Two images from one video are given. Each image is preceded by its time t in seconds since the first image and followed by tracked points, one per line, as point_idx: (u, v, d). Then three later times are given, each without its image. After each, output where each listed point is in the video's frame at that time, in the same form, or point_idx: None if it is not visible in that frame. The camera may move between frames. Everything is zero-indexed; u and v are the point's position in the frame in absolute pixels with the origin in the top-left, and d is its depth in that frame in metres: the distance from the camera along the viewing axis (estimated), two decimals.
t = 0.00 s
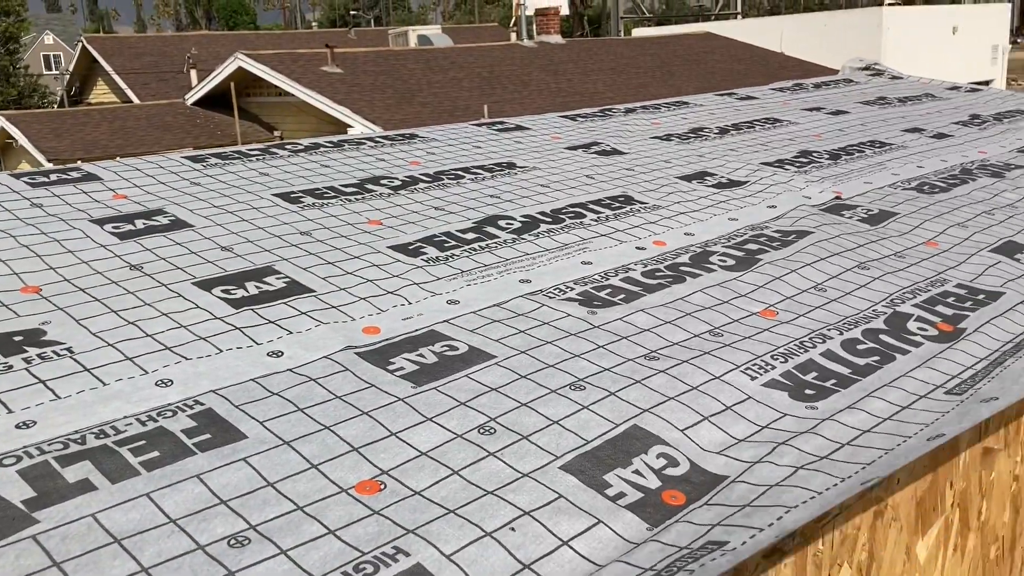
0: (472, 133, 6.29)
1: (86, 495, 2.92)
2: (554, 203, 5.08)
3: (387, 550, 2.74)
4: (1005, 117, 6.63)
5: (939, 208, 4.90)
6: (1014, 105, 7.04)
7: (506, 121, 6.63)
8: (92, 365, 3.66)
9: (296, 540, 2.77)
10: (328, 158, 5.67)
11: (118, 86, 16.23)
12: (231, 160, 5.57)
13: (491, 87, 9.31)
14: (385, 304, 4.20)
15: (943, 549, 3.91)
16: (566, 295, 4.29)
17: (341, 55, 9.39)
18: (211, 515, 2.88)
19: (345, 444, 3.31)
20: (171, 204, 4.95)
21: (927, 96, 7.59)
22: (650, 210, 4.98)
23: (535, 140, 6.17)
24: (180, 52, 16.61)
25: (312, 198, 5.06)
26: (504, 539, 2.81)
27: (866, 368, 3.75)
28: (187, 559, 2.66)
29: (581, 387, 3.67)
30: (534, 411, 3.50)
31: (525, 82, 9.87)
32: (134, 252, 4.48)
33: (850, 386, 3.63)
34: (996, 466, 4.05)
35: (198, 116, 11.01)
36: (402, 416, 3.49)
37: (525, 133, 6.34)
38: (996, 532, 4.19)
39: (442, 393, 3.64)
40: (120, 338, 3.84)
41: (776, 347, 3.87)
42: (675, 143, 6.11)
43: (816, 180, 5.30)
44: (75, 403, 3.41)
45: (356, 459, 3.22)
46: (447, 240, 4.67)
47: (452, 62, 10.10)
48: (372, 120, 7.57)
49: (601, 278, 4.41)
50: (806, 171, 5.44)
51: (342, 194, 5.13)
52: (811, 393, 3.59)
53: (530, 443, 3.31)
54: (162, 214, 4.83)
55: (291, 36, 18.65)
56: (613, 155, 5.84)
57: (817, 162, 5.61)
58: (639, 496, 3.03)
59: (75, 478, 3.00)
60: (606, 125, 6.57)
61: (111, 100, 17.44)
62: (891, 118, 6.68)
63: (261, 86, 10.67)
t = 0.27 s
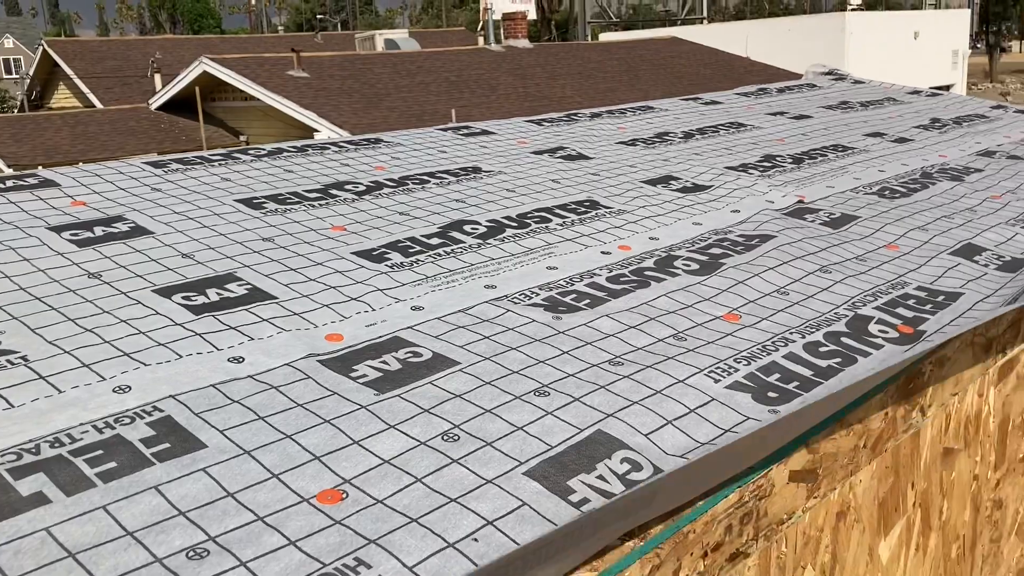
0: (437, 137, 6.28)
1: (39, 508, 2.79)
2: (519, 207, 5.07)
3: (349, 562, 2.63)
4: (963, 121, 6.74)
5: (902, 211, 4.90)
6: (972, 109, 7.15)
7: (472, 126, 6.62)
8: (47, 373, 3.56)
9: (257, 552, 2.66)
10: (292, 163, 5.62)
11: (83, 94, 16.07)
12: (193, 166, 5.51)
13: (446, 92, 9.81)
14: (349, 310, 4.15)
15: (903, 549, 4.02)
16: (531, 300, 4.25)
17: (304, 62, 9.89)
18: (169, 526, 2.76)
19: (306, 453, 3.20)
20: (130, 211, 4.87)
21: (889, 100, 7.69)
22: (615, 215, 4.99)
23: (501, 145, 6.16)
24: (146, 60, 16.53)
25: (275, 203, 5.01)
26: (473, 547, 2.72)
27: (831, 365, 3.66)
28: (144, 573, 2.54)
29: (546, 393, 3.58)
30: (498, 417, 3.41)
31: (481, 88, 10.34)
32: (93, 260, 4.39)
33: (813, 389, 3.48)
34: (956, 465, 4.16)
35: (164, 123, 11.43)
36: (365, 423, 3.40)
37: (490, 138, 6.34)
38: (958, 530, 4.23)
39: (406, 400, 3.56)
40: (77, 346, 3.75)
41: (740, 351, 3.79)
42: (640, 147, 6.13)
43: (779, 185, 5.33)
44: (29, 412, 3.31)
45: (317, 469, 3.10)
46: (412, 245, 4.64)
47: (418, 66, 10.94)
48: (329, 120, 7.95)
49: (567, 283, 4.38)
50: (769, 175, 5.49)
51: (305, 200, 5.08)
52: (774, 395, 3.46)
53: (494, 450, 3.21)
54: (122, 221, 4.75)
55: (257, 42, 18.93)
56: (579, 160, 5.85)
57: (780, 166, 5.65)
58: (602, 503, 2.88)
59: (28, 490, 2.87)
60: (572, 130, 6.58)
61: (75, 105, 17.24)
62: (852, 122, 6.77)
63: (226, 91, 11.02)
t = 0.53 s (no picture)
0: (405, 142, 6.28)
1: None
2: (488, 212, 5.07)
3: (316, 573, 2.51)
4: (926, 125, 6.84)
5: (868, 212, 4.93)
6: (935, 113, 7.27)
7: (441, 130, 6.63)
8: (7, 381, 3.47)
9: (222, 562, 2.56)
10: (259, 168, 5.58)
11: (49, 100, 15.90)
12: (158, 171, 5.46)
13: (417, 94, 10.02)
14: (316, 316, 4.12)
15: (871, 550, 3.95)
16: (499, 304, 4.23)
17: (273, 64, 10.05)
18: (131, 538, 2.66)
19: (272, 462, 3.12)
20: (95, 217, 4.81)
21: (854, 104, 7.79)
22: (584, 219, 5.00)
23: (471, 149, 6.17)
24: (113, 66, 16.40)
25: (241, 209, 4.97)
26: (433, 539, 2.47)
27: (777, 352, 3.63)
28: None
29: (514, 398, 3.53)
30: (467, 422, 3.35)
31: (451, 89, 10.58)
32: (55, 266, 4.32)
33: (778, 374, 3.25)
34: (922, 466, 4.16)
35: (131, 126, 11.46)
36: (331, 430, 3.32)
37: (460, 142, 6.35)
38: (924, 530, 4.23)
39: (373, 407, 3.49)
40: (37, 353, 3.67)
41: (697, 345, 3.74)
42: (609, 152, 6.17)
43: (746, 189, 5.37)
44: None
45: (283, 477, 3.03)
46: (380, 249, 4.62)
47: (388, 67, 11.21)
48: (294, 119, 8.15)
49: (536, 287, 4.37)
50: (736, 179, 5.54)
51: (272, 205, 5.05)
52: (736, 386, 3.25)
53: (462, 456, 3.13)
54: (86, 228, 4.69)
55: (227, 48, 19.01)
56: (548, 164, 5.87)
57: (747, 170, 5.71)
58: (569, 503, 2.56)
59: None
60: (542, 134, 6.59)
61: (40, 110, 17.01)
62: (819, 126, 6.85)
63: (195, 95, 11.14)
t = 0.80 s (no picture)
0: (377, 147, 6.26)
1: None
2: (460, 216, 5.06)
3: None
4: (895, 128, 6.92)
5: (838, 216, 4.96)
6: (903, 117, 7.36)
7: (413, 135, 6.63)
8: None
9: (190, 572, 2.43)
10: (229, 174, 5.54)
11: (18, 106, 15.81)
12: (126, 178, 5.40)
13: (389, 101, 10.36)
14: (285, 323, 4.07)
15: (841, 550, 3.96)
16: (471, 309, 4.19)
17: (246, 71, 10.32)
18: (96, 549, 2.54)
19: (240, 470, 3.01)
20: (61, 225, 4.74)
21: (824, 108, 7.87)
22: (556, 223, 5.00)
23: (443, 154, 6.17)
24: (83, 71, 16.34)
25: (210, 215, 4.93)
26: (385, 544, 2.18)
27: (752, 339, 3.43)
28: None
29: (486, 404, 3.47)
30: (436, 426, 3.24)
31: (425, 96, 10.93)
32: (20, 275, 4.24)
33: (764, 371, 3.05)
34: (891, 467, 4.19)
35: (102, 131, 11.48)
36: (301, 438, 3.23)
37: (432, 147, 6.35)
38: (894, 530, 4.27)
39: (343, 413, 3.41)
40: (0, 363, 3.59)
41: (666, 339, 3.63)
42: (580, 156, 6.19)
43: (716, 193, 5.40)
44: None
45: (251, 486, 2.92)
46: (350, 255, 4.59)
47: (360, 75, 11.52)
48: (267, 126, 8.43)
49: (507, 291, 4.34)
50: (706, 183, 5.57)
51: (241, 211, 5.00)
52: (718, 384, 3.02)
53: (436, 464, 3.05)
54: (52, 236, 4.61)
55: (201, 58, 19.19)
56: (520, 168, 5.88)
57: (717, 174, 5.75)
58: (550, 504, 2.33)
59: None
60: (514, 139, 6.61)
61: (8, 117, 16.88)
62: (789, 130, 6.92)
63: (166, 101, 11.33)
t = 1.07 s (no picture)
0: (353, 152, 6.25)
1: None
2: (437, 221, 5.06)
3: None
4: (868, 132, 7.00)
5: (812, 220, 4.97)
6: (876, 120, 7.44)
7: (389, 140, 6.63)
8: None
9: None
10: (203, 180, 5.50)
11: None
12: (98, 185, 5.34)
13: (365, 106, 10.56)
14: (259, 331, 4.00)
15: (817, 551, 3.98)
16: (448, 316, 4.13)
17: (220, 77, 10.51)
18: (67, 561, 2.44)
19: (215, 479, 2.92)
20: (33, 233, 4.66)
21: (798, 112, 7.95)
22: (532, 228, 5.01)
23: (419, 160, 6.16)
24: (55, 77, 16.23)
25: (184, 222, 4.89)
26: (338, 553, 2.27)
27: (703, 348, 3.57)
28: None
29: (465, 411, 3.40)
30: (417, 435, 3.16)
31: (400, 101, 11.20)
32: None
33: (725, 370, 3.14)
34: (865, 468, 4.23)
35: (74, 137, 11.41)
36: (276, 446, 3.14)
37: (408, 152, 6.34)
38: (868, 530, 4.30)
39: (318, 421, 3.31)
40: None
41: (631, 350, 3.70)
42: (557, 161, 6.21)
43: (691, 198, 5.43)
44: None
45: (226, 495, 2.82)
46: (326, 262, 4.56)
47: (336, 80, 11.65)
48: (242, 129, 8.65)
49: (483, 298, 4.29)
50: (682, 187, 5.60)
51: (216, 218, 4.97)
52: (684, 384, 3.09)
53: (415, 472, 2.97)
54: (24, 244, 4.54)
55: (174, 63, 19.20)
56: (496, 173, 5.89)
57: (692, 178, 5.78)
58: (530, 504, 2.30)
59: None
60: (490, 144, 6.61)
61: None
62: (763, 134, 6.97)
63: (140, 106, 11.44)
